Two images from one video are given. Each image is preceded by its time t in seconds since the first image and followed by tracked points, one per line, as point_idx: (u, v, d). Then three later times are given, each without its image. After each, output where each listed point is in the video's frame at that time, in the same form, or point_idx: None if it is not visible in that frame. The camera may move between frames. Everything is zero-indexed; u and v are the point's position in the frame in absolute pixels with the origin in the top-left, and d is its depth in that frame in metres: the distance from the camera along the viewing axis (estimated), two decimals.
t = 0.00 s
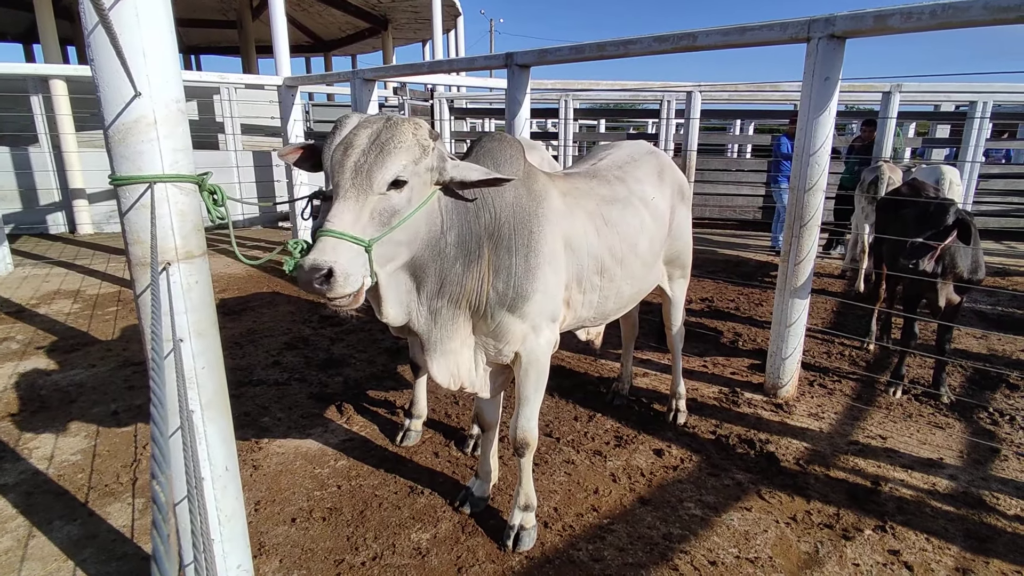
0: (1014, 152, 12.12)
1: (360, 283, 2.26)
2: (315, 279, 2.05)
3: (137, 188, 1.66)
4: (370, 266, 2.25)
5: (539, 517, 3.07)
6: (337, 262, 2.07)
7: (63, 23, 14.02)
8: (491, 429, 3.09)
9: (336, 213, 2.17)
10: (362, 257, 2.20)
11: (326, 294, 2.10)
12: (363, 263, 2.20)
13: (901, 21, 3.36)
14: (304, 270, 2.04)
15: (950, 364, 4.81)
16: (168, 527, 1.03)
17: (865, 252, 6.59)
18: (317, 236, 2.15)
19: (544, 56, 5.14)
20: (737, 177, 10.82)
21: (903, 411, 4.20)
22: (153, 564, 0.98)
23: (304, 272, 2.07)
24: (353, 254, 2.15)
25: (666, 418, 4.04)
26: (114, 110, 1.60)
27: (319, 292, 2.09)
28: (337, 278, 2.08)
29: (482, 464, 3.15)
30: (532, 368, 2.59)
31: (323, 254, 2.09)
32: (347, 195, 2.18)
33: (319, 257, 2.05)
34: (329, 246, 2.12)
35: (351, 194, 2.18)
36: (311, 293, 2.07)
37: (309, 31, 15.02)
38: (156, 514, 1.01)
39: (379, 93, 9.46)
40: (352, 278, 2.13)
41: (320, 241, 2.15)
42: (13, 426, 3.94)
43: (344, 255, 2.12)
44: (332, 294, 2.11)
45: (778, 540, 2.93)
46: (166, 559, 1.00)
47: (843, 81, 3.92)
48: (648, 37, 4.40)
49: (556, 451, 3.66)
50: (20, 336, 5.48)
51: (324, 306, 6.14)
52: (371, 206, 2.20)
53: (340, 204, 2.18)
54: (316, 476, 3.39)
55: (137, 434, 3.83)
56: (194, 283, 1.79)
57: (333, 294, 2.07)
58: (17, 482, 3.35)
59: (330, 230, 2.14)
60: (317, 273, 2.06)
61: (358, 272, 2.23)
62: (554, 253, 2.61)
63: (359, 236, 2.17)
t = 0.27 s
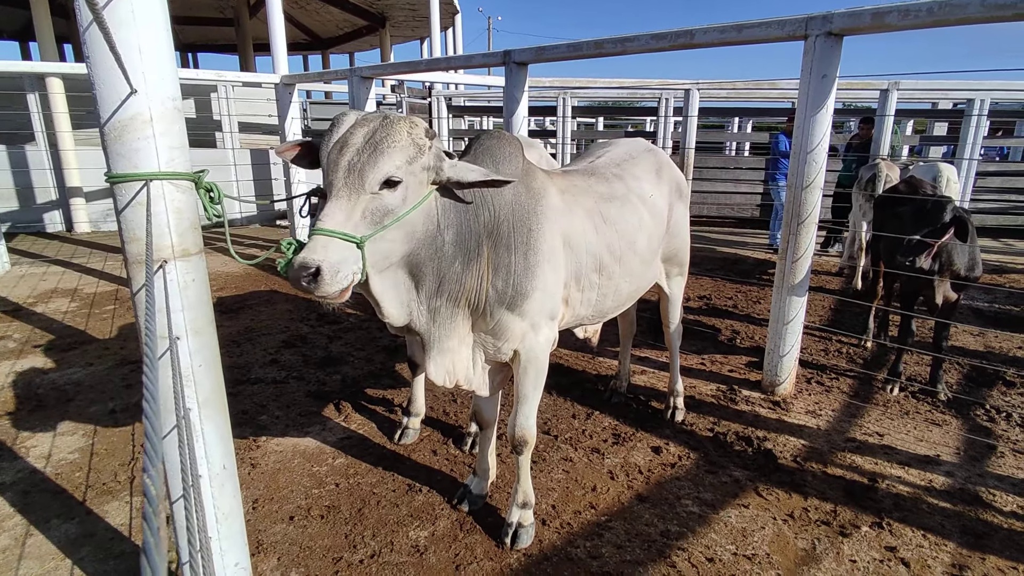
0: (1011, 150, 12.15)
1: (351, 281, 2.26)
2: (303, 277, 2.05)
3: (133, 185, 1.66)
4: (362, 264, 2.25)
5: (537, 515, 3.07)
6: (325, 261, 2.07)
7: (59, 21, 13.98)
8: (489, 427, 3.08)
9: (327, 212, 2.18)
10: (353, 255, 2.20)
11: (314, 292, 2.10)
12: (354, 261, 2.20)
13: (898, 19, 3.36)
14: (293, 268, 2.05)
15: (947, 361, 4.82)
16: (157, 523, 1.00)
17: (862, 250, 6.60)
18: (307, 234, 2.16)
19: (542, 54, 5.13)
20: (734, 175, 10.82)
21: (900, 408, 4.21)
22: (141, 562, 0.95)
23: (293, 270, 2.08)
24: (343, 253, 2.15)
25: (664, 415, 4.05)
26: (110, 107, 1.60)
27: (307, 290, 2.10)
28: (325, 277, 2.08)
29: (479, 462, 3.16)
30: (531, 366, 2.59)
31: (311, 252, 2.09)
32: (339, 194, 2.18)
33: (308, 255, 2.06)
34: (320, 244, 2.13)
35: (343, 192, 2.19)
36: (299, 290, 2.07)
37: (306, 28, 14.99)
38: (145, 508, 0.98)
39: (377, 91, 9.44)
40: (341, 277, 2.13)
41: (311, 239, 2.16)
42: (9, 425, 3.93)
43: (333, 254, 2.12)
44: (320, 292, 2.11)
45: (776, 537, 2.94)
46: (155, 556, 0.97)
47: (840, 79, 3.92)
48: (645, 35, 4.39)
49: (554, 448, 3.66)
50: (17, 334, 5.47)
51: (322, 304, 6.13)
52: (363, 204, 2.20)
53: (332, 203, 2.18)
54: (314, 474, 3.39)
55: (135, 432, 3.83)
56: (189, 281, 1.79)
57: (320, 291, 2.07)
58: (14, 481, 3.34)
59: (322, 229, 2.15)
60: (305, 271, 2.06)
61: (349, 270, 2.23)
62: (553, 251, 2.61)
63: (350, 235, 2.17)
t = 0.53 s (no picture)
0: (1008, 148, 12.17)
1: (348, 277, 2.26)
2: (301, 273, 2.05)
3: (127, 184, 1.66)
4: (358, 261, 2.25)
5: (533, 511, 3.08)
6: (323, 256, 2.07)
7: (54, 18, 13.93)
8: (485, 425, 3.09)
9: (323, 209, 2.18)
10: (350, 252, 2.21)
11: (312, 288, 2.10)
12: (350, 258, 2.20)
13: (894, 16, 3.36)
14: (290, 264, 2.05)
15: (943, 358, 4.83)
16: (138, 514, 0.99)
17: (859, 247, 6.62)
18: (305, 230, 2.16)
19: (538, 51, 5.13)
20: (732, 172, 10.83)
21: (896, 405, 4.22)
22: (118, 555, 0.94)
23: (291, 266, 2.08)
24: (340, 249, 2.15)
25: (660, 412, 4.06)
26: (103, 105, 1.60)
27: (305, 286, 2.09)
28: (322, 272, 2.08)
29: (476, 459, 3.16)
30: (528, 363, 2.59)
31: (308, 249, 2.09)
32: (335, 190, 2.19)
33: (306, 251, 2.06)
34: (317, 240, 2.13)
35: (339, 188, 2.19)
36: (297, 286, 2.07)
37: (303, 26, 14.94)
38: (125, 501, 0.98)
39: (374, 88, 9.43)
40: (339, 273, 2.14)
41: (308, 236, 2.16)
42: (5, 423, 3.93)
43: (331, 250, 2.13)
44: (318, 288, 2.11)
45: (771, 533, 2.95)
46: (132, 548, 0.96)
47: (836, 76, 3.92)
48: (642, 32, 4.39)
49: (550, 445, 3.67)
50: (13, 333, 5.46)
51: (319, 302, 6.13)
52: (359, 200, 2.20)
53: (328, 199, 2.19)
54: (310, 472, 3.39)
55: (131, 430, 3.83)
56: (184, 279, 1.79)
57: (319, 287, 2.07)
58: (11, 479, 3.34)
59: (317, 224, 2.15)
60: (303, 267, 2.06)
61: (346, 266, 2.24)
62: (550, 249, 2.61)
63: (346, 231, 2.17)
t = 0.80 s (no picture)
0: (1005, 144, 12.19)
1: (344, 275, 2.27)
2: (298, 269, 2.05)
3: (122, 182, 1.66)
4: (354, 258, 2.25)
5: (530, 508, 3.09)
6: (320, 253, 2.07)
7: (49, 15, 13.87)
8: (482, 421, 3.09)
9: (320, 205, 2.18)
10: (347, 248, 2.21)
11: (310, 285, 2.10)
12: (347, 254, 2.20)
13: (890, 13, 3.36)
14: (287, 260, 2.05)
15: (938, 354, 4.85)
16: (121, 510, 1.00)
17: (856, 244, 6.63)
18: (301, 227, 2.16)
19: (535, 48, 5.12)
20: (729, 169, 10.84)
21: (892, 401, 4.24)
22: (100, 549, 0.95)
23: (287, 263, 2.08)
24: (337, 246, 2.15)
25: (657, 409, 4.07)
26: (97, 103, 1.59)
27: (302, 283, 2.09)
28: (319, 269, 2.08)
29: (474, 455, 3.16)
30: (524, 361, 2.60)
31: (304, 246, 2.09)
32: (331, 187, 2.19)
33: (303, 248, 2.06)
34: (314, 237, 2.13)
35: (335, 185, 2.19)
36: (294, 283, 2.07)
37: (300, 22, 14.90)
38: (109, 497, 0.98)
39: (371, 85, 9.41)
40: (336, 270, 2.14)
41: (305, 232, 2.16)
42: (2, 422, 3.93)
43: (328, 247, 2.13)
44: (315, 284, 2.11)
45: (767, 529, 2.96)
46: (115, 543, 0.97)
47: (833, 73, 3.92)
48: (639, 29, 4.39)
49: (547, 442, 3.68)
50: (9, 331, 5.45)
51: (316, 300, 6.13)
52: (354, 197, 2.20)
53: (324, 196, 2.19)
54: (308, 469, 3.40)
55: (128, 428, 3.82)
56: (180, 276, 1.79)
57: (316, 284, 2.07)
58: (8, 477, 3.34)
59: (314, 221, 2.15)
60: (300, 264, 2.06)
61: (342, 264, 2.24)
62: (547, 246, 2.61)
63: (343, 228, 2.17)
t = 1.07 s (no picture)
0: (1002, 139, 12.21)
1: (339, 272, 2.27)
2: (292, 266, 2.06)
3: (118, 177, 1.66)
4: (350, 254, 2.25)
5: (528, 503, 3.10)
6: (314, 250, 2.08)
7: (44, 11, 13.80)
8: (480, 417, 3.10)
9: (314, 202, 2.19)
10: (341, 246, 2.21)
11: (304, 281, 2.10)
12: (342, 251, 2.20)
13: (886, 8, 3.36)
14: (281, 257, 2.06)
15: (935, 349, 4.87)
16: (121, 493, 0.99)
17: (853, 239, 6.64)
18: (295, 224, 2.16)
19: (532, 43, 5.12)
20: (727, 164, 10.84)
21: (888, 395, 4.26)
22: (103, 532, 0.93)
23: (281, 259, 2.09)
24: (332, 243, 2.16)
25: (654, 404, 4.08)
26: (93, 99, 1.59)
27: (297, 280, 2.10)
28: (313, 265, 2.09)
29: (471, 451, 3.17)
30: (522, 356, 2.60)
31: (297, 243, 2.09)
32: (325, 183, 2.19)
33: (297, 245, 2.06)
34: (308, 234, 2.14)
35: (329, 183, 2.19)
36: (288, 279, 2.08)
37: (297, 18, 14.85)
38: (109, 483, 0.98)
39: (368, 80, 9.38)
40: (330, 266, 2.14)
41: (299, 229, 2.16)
42: None
43: (321, 243, 2.13)
44: (310, 280, 2.11)
45: (763, 523, 2.98)
46: (117, 527, 0.95)
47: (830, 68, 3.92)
48: (636, 24, 4.39)
49: (545, 437, 3.69)
50: (6, 328, 5.45)
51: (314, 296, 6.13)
52: (349, 194, 2.20)
53: (319, 192, 2.19)
54: (306, 465, 3.41)
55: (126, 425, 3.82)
56: (177, 272, 1.79)
57: (309, 280, 2.08)
58: (6, 474, 3.34)
59: (308, 218, 2.15)
60: (294, 261, 2.07)
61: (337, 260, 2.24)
62: (544, 242, 2.61)
63: (338, 225, 2.18)
